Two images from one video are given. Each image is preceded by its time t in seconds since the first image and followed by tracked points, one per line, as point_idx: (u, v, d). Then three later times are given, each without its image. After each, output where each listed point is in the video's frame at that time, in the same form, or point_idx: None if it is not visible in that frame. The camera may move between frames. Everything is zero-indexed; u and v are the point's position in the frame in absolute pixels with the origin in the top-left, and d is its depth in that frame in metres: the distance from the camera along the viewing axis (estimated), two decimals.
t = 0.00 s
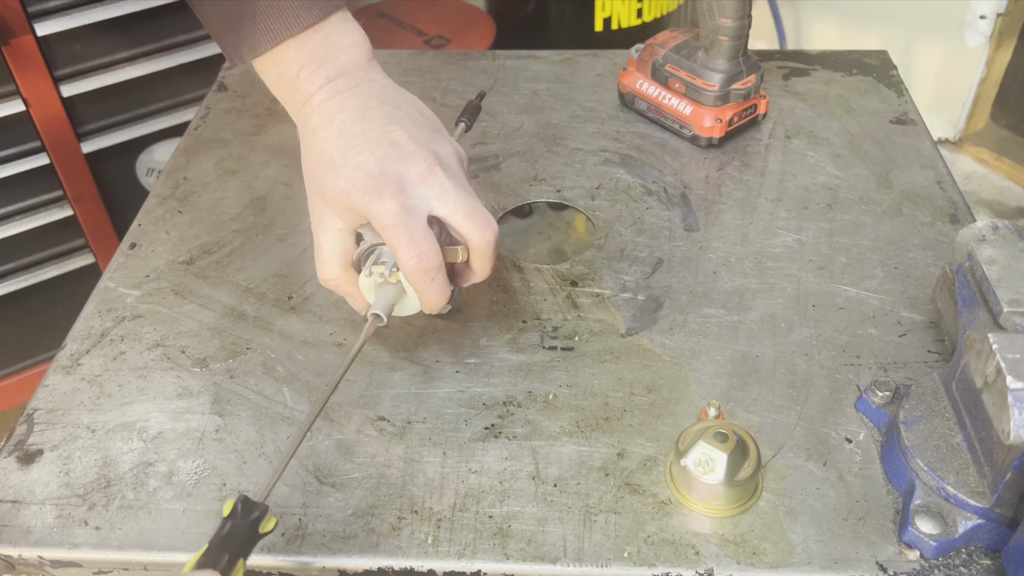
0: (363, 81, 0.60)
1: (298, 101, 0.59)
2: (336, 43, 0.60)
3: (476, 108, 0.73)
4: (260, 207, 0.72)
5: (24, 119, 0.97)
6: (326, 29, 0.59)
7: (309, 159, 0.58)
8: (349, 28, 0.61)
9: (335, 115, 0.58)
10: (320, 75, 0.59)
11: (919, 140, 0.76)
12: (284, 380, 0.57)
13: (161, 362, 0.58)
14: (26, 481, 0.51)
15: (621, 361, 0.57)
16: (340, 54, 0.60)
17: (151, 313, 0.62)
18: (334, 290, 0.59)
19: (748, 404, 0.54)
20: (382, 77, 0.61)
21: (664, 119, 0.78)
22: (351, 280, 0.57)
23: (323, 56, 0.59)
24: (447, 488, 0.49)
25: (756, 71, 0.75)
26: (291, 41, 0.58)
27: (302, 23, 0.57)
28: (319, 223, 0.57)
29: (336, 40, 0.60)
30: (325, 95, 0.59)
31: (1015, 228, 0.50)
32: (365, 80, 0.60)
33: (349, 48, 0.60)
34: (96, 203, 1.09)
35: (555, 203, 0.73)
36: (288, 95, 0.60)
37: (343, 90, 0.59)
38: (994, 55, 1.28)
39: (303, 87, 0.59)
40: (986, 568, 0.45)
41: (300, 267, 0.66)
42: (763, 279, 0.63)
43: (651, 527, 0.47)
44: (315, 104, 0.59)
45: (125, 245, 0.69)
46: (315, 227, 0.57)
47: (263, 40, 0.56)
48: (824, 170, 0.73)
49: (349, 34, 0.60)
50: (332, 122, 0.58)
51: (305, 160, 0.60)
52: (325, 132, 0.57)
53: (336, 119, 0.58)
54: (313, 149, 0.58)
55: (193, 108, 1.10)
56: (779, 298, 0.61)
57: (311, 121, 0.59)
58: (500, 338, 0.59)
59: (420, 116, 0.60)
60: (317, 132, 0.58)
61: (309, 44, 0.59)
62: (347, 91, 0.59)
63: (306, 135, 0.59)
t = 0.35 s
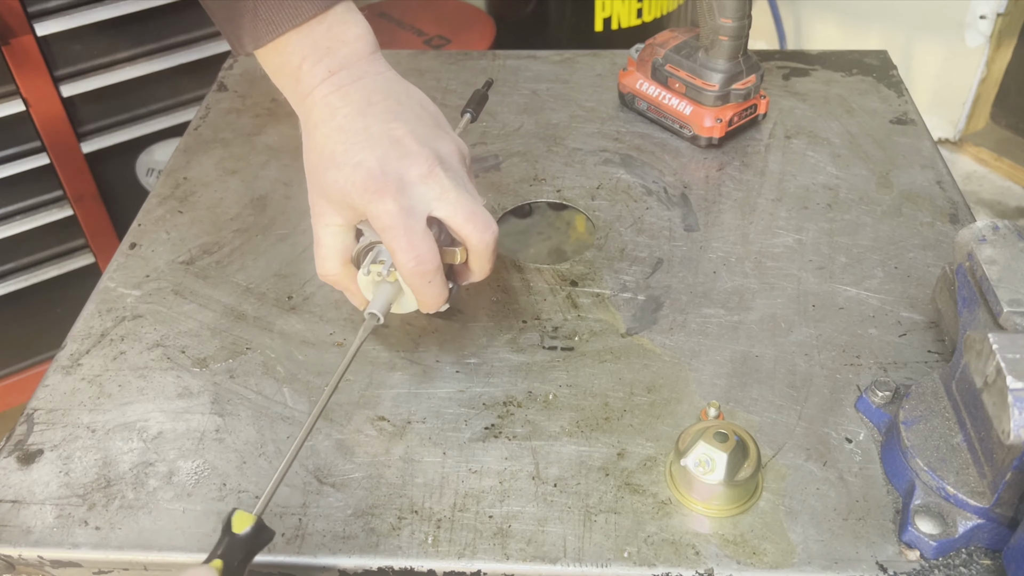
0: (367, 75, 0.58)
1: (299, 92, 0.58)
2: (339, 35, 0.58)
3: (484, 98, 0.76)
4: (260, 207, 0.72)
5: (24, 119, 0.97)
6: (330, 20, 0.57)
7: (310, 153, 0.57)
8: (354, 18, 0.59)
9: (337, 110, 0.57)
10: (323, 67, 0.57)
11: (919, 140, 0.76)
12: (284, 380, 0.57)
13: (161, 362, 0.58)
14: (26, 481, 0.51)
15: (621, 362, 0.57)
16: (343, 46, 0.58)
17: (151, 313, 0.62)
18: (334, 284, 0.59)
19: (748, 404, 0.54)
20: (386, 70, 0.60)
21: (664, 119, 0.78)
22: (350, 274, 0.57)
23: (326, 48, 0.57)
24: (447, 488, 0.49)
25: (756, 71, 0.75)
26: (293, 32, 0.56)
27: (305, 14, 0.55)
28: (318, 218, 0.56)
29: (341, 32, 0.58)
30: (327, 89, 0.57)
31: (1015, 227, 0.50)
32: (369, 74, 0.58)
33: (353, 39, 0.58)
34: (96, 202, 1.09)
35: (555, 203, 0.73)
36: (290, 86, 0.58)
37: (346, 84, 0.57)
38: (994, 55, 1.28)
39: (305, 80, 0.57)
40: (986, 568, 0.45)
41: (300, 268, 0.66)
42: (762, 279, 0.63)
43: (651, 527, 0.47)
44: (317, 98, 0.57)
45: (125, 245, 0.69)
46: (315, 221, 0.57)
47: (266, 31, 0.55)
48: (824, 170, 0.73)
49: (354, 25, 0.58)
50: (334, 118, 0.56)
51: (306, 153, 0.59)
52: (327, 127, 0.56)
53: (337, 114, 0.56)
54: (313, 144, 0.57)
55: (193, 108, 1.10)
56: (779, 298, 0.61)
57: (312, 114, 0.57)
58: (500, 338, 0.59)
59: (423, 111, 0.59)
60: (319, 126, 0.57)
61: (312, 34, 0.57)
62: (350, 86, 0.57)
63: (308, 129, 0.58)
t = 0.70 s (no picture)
0: (347, 83, 0.58)
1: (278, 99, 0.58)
2: (319, 43, 0.58)
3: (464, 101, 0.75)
4: (260, 207, 0.72)
5: (24, 118, 0.97)
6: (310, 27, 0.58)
7: (287, 161, 0.57)
8: (334, 26, 0.59)
9: (316, 118, 0.56)
10: (302, 75, 0.58)
11: (919, 141, 0.76)
12: (284, 380, 0.57)
13: (161, 362, 0.58)
14: (26, 481, 0.51)
15: (620, 361, 0.57)
16: (323, 54, 0.58)
17: (151, 313, 0.62)
18: (310, 291, 0.59)
19: (748, 404, 0.54)
20: (367, 78, 0.60)
21: (664, 119, 0.78)
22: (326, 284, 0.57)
23: (306, 56, 0.57)
24: (447, 488, 0.49)
25: (756, 71, 0.75)
26: (273, 39, 0.57)
27: (285, 20, 0.56)
28: (294, 227, 0.56)
29: (321, 40, 0.58)
30: (307, 98, 0.57)
31: (1015, 227, 0.50)
32: (349, 82, 0.58)
33: (333, 48, 0.58)
34: (96, 202, 1.09)
35: (555, 203, 0.73)
36: (269, 92, 0.58)
37: (325, 92, 0.57)
38: (995, 55, 1.28)
39: (284, 87, 0.58)
40: (986, 568, 0.45)
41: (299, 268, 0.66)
42: (763, 279, 0.63)
43: (651, 527, 0.47)
44: (296, 105, 0.57)
45: (125, 245, 0.69)
46: (291, 229, 0.57)
47: (248, 36, 0.55)
48: (824, 170, 0.73)
49: (335, 34, 0.59)
50: (313, 126, 0.56)
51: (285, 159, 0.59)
52: (305, 136, 0.56)
53: (316, 122, 0.56)
54: (291, 151, 0.57)
55: (193, 108, 1.10)
56: (779, 298, 0.61)
57: (291, 122, 0.57)
58: (500, 338, 0.59)
59: (403, 122, 0.59)
60: (297, 134, 0.57)
61: (292, 41, 0.57)
62: (329, 95, 0.57)
63: (286, 136, 0.58)
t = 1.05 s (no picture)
0: (344, 122, 0.58)
1: (274, 134, 0.57)
2: (316, 79, 0.57)
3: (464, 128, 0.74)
4: (260, 207, 0.72)
5: (24, 119, 0.97)
6: (306, 63, 0.57)
7: (281, 197, 0.57)
8: (332, 62, 0.58)
9: (312, 156, 0.56)
10: (298, 111, 0.57)
11: (919, 140, 0.76)
12: (285, 380, 0.57)
13: (161, 362, 0.58)
14: (27, 481, 0.51)
15: (621, 362, 0.57)
16: (320, 90, 0.57)
17: (151, 314, 0.62)
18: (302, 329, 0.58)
19: (749, 404, 0.54)
20: (365, 117, 0.59)
21: (664, 119, 0.78)
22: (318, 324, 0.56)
23: (303, 92, 0.57)
24: (447, 489, 0.49)
25: (756, 71, 0.75)
26: (269, 75, 0.56)
27: (281, 57, 0.55)
28: (287, 265, 0.55)
29: (318, 76, 0.57)
30: (303, 133, 0.57)
31: (1015, 228, 0.50)
32: (345, 121, 0.58)
33: (331, 83, 0.58)
34: (97, 203, 1.09)
35: (555, 203, 0.73)
36: (263, 126, 0.58)
37: (321, 130, 0.57)
38: (996, 54, 1.28)
39: (280, 122, 0.57)
40: (987, 569, 0.44)
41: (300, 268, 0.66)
42: (763, 279, 0.63)
43: (651, 528, 0.47)
44: (293, 144, 0.57)
45: (125, 246, 0.69)
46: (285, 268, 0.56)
47: (243, 71, 0.54)
48: (824, 170, 0.73)
49: (332, 69, 0.58)
50: (308, 166, 0.56)
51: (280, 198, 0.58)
52: (301, 175, 0.56)
53: (312, 159, 0.56)
54: (286, 188, 0.56)
55: (193, 108, 1.10)
56: (780, 298, 0.61)
57: (286, 158, 0.57)
58: (501, 338, 0.59)
59: (400, 159, 0.58)
60: (292, 172, 0.56)
61: (289, 78, 0.57)
62: (325, 131, 0.57)
63: (282, 175, 0.57)
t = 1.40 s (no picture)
0: (340, 90, 0.58)
1: (273, 108, 0.57)
2: (309, 50, 0.58)
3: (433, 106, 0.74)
4: (257, 206, 0.72)
5: (21, 117, 0.97)
6: (296, 37, 0.57)
7: (288, 166, 0.56)
8: (323, 34, 0.59)
9: (317, 121, 0.56)
10: (296, 81, 0.57)
11: (916, 138, 0.76)
12: (282, 379, 0.57)
13: (158, 361, 0.58)
14: (23, 481, 0.51)
15: (618, 359, 0.57)
16: (314, 60, 0.58)
17: (148, 312, 0.62)
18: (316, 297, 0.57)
19: (746, 402, 0.54)
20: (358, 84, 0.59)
21: (662, 117, 0.78)
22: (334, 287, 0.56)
23: (299, 63, 0.57)
24: (445, 487, 0.49)
25: (753, 69, 0.75)
26: (264, 47, 0.56)
27: (274, 29, 0.55)
28: (299, 231, 0.55)
29: (311, 47, 0.58)
30: (304, 103, 0.57)
31: (1011, 225, 0.50)
32: (342, 89, 0.58)
33: (324, 55, 0.58)
34: (94, 202, 1.09)
35: (553, 201, 0.73)
36: (262, 102, 0.57)
37: (320, 99, 0.57)
38: (993, 52, 1.28)
39: (280, 94, 0.57)
40: (983, 565, 0.45)
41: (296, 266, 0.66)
42: (760, 277, 0.63)
43: (648, 525, 0.47)
44: (293, 114, 0.56)
45: (122, 245, 0.69)
46: (295, 235, 0.55)
47: (237, 46, 0.55)
48: (821, 168, 0.74)
49: (323, 41, 0.58)
50: (313, 133, 0.56)
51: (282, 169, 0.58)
52: (307, 142, 0.55)
53: (317, 125, 0.56)
54: (294, 156, 0.56)
55: (190, 107, 1.10)
56: (777, 296, 0.61)
57: (290, 128, 0.56)
58: (498, 336, 0.59)
59: (399, 121, 0.59)
60: (296, 141, 0.56)
61: (283, 50, 0.57)
62: (326, 98, 0.57)
63: (283, 146, 0.57)
